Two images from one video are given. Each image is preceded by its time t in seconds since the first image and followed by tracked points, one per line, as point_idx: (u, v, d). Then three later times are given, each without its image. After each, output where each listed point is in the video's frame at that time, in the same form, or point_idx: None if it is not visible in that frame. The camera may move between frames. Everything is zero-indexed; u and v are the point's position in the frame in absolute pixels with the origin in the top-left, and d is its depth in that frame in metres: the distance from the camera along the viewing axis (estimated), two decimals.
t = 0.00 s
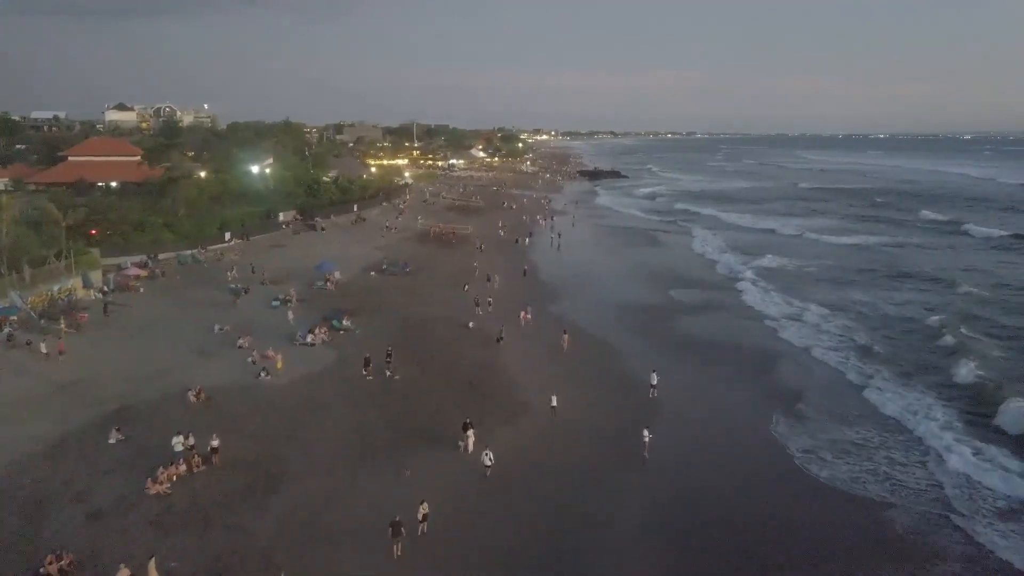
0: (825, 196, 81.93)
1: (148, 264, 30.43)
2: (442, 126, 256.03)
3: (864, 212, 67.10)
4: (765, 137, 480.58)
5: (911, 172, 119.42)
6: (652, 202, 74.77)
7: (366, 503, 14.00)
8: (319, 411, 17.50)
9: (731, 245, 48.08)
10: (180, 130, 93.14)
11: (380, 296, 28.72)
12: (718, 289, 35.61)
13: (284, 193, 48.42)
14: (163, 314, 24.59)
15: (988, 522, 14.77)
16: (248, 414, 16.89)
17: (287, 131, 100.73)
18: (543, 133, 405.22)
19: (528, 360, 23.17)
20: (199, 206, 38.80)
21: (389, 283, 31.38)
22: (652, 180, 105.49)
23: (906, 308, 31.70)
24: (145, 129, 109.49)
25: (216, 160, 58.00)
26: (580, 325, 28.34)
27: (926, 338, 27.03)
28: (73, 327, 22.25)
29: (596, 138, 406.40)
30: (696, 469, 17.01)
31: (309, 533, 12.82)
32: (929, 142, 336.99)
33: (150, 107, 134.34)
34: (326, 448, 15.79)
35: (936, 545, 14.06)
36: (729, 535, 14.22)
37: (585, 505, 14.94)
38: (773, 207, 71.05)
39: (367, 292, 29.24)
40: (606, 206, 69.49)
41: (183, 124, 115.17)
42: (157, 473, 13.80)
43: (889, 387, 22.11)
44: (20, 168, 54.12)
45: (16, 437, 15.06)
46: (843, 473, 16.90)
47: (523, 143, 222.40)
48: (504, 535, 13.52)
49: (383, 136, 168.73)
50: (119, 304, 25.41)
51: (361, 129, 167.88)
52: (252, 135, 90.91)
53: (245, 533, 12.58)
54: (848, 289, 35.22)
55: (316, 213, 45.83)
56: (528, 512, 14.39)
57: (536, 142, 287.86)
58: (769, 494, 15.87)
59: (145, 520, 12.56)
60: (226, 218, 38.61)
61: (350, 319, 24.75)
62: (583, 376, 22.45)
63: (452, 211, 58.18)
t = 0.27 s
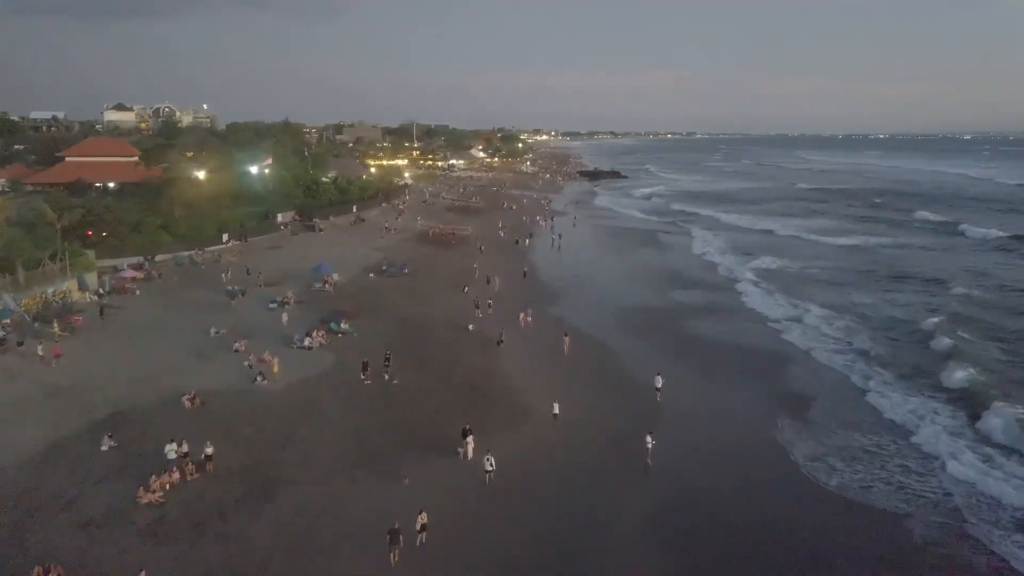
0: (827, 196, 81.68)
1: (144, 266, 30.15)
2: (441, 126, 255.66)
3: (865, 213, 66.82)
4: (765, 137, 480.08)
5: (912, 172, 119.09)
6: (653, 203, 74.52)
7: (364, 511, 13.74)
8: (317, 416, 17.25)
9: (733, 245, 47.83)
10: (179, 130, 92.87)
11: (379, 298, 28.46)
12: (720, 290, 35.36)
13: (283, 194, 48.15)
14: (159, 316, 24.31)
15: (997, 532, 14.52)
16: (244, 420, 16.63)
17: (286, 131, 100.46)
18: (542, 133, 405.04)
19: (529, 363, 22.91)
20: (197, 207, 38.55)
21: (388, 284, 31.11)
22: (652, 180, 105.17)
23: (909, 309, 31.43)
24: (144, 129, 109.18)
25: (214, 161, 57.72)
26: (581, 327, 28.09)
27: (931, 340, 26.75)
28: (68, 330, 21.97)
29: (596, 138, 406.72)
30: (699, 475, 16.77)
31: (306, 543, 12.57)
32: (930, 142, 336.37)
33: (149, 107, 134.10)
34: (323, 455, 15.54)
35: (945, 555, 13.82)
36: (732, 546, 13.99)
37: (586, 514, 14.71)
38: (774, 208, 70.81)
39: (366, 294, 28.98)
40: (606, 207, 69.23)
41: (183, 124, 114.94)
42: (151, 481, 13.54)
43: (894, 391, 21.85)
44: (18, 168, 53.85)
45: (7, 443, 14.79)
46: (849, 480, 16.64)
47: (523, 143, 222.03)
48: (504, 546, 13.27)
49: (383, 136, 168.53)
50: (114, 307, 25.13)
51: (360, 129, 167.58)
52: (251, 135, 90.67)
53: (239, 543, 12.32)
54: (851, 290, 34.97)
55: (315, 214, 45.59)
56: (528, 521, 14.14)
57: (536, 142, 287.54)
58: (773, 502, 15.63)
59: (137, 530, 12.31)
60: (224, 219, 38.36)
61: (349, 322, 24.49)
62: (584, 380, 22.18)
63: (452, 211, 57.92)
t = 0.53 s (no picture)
0: (828, 197, 81.37)
1: (141, 267, 29.85)
2: (442, 126, 255.40)
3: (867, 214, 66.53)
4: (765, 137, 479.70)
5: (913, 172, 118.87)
6: (654, 203, 74.28)
7: (361, 521, 13.42)
8: (313, 422, 16.93)
9: (734, 246, 47.58)
10: (179, 130, 92.61)
11: (378, 300, 28.22)
12: (722, 292, 35.07)
13: (281, 194, 47.82)
14: (155, 319, 24.02)
15: (1010, 542, 14.21)
16: (238, 426, 16.33)
17: (286, 132, 100.22)
18: (542, 133, 404.87)
19: (529, 367, 22.60)
20: (195, 208, 38.28)
21: (387, 286, 30.80)
22: (652, 181, 104.84)
23: (914, 311, 31.13)
24: (142, 129, 108.79)
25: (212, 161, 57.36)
26: (582, 330, 27.83)
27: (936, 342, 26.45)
28: (62, 333, 21.67)
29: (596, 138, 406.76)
30: (703, 482, 16.46)
31: (301, 554, 12.26)
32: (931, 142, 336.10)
33: (149, 107, 133.85)
34: (320, 462, 15.24)
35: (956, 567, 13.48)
36: (738, 555, 13.67)
37: (589, 523, 14.38)
38: (776, 209, 70.55)
39: (364, 297, 28.68)
40: (607, 207, 68.98)
41: (183, 125, 114.74)
42: (142, 489, 13.23)
43: (900, 396, 21.55)
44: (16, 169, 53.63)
45: None
46: (857, 488, 16.32)
47: (523, 143, 221.71)
48: (504, 556, 12.95)
49: (383, 137, 168.33)
50: (110, 309, 24.83)
51: (360, 129, 167.21)
52: (250, 135, 90.41)
53: (232, 554, 12.01)
54: (855, 292, 34.66)
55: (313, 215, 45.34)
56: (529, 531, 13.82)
57: (536, 143, 287.26)
58: (779, 511, 15.31)
59: (128, 540, 12.00)
60: (222, 220, 38.10)
61: (347, 324, 24.19)
62: (585, 384, 21.87)
63: (452, 212, 57.67)
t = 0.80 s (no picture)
0: (830, 197, 81.09)
1: (137, 269, 29.54)
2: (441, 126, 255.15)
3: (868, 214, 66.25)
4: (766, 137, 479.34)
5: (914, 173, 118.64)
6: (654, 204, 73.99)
7: (358, 530, 13.09)
8: (310, 428, 16.62)
9: (736, 247, 47.29)
10: (178, 130, 92.29)
11: (377, 302, 27.91)
12: (724, 294, 34.77)
13: (280, 194, 47.47)
14: (150, 322, 23.70)
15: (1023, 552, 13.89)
16: (234, 432, 16.01)
17: (286, 132, 99.94)
18: (542, 134, 404.53)
19: (530, 371, 22.28)
20: (192, 209, 37.96)
21: (386, 288, 30.47)
22: (652, 182, 104.53)
23: (919, 313, 30.81)
24: (141, 130, 108.44)
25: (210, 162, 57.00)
26: (583, 332, 27.51)
27: (942, 346, 26.13)
28: (55, 337, 21.36)
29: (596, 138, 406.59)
30: (707, 488, 16.14)
31: (296, 565, 11.94)
32: (931, 142, 335.92)
33: (148, 108, 133.53)
34: (317, 470, 14.92)
35: None
36: (744, 565, 13.35)
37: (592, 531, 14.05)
38: (777, 209, 70.28)
39: (363, 299, 28.37)
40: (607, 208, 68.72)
41: (181, 125, 114.42)
42: (134, 499, 12.91)
43: (906, 401, 21.23)
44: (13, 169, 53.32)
45: None
46: (866, 497, 15.97)
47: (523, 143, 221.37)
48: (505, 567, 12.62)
49: (383, 137, 168.03)
50: (105, 311, 24.52)
51: (359, 129, 166.86)
52: (249, 136, 90.08)
53: (226, 566, 11.69)
54: (858, 293, 34.36)
55: (312, 216, 45.03)
56: (530, 540, 13.48)
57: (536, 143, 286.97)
58: (785, 519, 14.98)
59: (118, 551, 11.68)
60: (220, 221, 37.78)
61: (345, 327, 23.88)
62: (587, 389, 21.55)
63: (451, 213, 57.39)
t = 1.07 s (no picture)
0: (831, 198, 80.81)
1: (133, 271, 29.25)
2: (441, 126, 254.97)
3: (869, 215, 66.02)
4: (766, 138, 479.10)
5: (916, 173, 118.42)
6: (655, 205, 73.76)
7: (355, 541, 12.79)
8: (307, 435, 16.31)
9: (737, 248, 47.03)
10: (177, 131, 92.02)
11: (375, 305, 27.62)
12: (726, 296, 34.49)
13: (279, 195, 47.18)
14: (146, 325, 23.41)
15: None
16: (229, 439, 15.71)
17: (285, 132, 99.71)
18: (543, 134, 403.91)
19: (530, 375, 21.96)
20: (189, 210, 37.67)
21: (385, 290, 30.16)
22: (653, 183, 104.10)
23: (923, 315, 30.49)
24: (140, 129, 108.19)
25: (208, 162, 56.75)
26: (584, 335, 27.24)
27: (948, 349, 25.79)
28: (49, 340, 21.06)
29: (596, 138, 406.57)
30: (711, 497, 15.84)
31: None
32: (932, 142, 335.75)
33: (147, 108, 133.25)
34: (313, 478, 14.61)
35: None
36: None
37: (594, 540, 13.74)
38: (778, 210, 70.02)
39: (362, 301, 28.08)
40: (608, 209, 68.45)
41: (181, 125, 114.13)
42: (125, 509, 12.61)
43: (912, 406, 20.94)
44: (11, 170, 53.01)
45: None
46: (874, 505, 15.67)
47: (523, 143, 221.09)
48: None
49: (383, 137, 167.76)
50: (100, 314, 24.22)
51: (359, 129, 166.67)
52: (249, 137, 89.82)
53: None
54: (861, 295, 34.08)
55: (311, 217, 44.74)
56: (531, 550, 13.17)
57: (536, 143, 287.08)
58: (791, 528, 14.69)
59: (108, 563, 11.38)
60: (218, 222, 37.48)
61: (343, 330, 23.59)
62: (588, 394, 21.24)
63: (451, 213, 57.12)
